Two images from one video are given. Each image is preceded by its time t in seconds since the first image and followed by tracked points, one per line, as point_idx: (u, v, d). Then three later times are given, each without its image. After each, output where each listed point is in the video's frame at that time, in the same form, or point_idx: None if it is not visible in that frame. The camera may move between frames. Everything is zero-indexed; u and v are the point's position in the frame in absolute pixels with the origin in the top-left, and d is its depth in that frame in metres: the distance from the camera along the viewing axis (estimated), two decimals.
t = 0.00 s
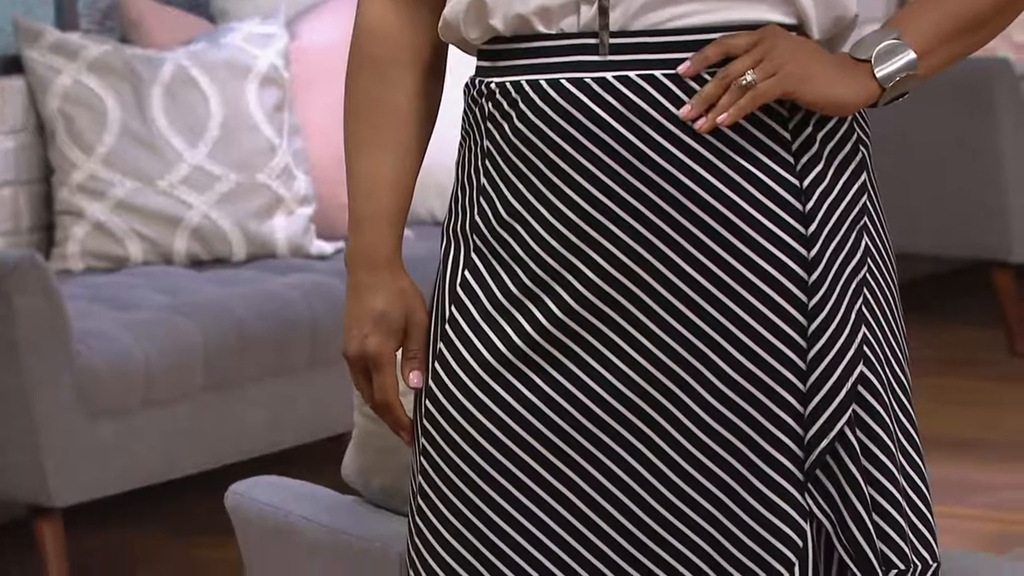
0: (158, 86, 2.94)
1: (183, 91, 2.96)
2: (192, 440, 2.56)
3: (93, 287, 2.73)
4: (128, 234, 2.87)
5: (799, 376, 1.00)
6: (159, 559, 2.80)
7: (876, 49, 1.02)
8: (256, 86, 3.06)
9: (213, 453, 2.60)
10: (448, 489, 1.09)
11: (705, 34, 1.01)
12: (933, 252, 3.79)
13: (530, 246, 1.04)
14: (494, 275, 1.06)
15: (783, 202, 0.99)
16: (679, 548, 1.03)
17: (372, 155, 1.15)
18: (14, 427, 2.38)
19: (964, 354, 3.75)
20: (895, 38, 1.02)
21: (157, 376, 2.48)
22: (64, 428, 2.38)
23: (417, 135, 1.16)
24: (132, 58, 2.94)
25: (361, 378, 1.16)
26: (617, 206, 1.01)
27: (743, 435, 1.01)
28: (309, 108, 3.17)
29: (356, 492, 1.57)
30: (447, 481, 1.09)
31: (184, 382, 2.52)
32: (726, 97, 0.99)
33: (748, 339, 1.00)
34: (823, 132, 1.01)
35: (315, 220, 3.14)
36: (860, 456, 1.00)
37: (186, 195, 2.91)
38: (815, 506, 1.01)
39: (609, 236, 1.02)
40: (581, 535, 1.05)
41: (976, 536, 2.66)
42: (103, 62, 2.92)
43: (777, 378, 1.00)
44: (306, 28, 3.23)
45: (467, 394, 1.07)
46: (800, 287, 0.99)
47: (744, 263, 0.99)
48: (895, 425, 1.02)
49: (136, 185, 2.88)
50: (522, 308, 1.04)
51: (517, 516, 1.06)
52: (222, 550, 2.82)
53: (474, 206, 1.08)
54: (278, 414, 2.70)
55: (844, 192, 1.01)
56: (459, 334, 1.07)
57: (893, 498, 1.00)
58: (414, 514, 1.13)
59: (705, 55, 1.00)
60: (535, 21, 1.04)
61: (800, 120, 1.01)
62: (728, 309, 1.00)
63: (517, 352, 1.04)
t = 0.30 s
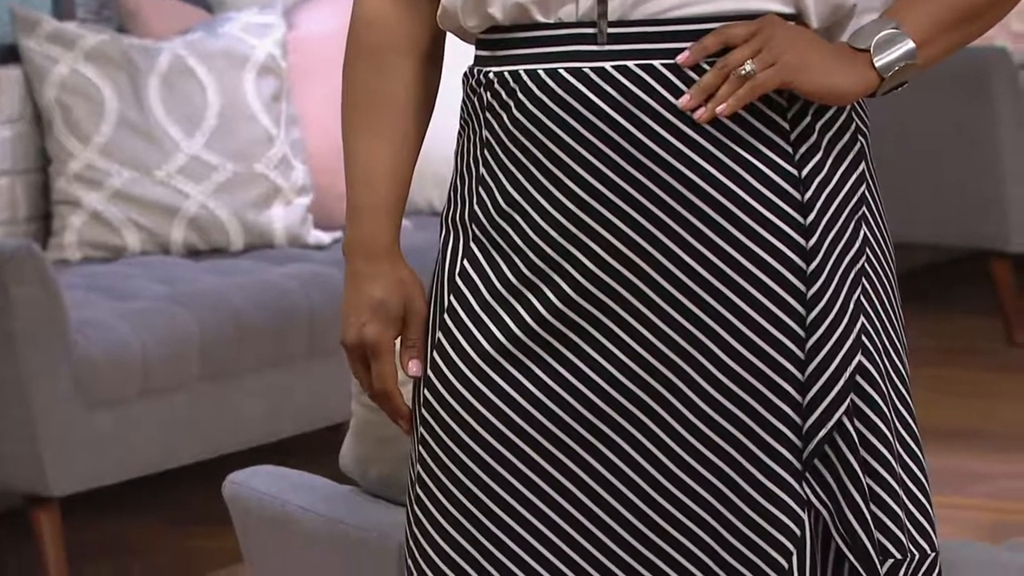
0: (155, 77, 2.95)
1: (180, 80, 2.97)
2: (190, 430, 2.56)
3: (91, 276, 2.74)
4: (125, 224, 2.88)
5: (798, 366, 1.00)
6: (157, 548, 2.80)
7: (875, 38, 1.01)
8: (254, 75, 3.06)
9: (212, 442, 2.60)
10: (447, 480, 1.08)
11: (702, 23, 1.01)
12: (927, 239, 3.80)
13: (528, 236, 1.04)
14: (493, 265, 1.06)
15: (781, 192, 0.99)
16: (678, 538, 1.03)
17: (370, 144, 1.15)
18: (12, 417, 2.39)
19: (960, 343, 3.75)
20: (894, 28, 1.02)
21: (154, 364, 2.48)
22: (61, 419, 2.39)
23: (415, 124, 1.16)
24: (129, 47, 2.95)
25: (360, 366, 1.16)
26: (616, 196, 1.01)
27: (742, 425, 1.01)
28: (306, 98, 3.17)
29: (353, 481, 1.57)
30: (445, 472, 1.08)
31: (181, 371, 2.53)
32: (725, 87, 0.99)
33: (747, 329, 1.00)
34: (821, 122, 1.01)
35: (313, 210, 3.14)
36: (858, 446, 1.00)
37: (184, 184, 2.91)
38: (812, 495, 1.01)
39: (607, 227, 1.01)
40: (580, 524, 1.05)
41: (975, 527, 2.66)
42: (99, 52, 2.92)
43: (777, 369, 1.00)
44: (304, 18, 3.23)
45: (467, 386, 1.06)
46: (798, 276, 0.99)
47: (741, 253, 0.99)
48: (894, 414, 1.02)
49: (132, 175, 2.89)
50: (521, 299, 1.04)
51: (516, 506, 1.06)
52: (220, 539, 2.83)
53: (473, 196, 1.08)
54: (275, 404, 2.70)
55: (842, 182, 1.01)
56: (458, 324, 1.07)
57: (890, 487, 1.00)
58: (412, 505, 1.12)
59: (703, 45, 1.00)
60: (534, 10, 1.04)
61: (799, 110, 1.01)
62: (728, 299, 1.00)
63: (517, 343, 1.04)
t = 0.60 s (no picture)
0: (153, 66, 2.95)
1: (177, 70, 2.97)
2: (186, 418, 2.57)
3: (86, 265, 2.75)
4: (123, 212, 2.88)
5: (802, 355, 1.00)
6: (154, 537, 2.81)
7: (878, 28, 1.02)
8: (251, 64, 3.06)
9: (208, 432, 2.61)
10: (451, 471, 1.08)
11: (702, 14, 1.01)
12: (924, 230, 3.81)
13: (532, 227, 1.03)
14: (495, 256, 1.05)
15: (785, 182, 0.99)
16: (683, 528, 1.03)
17: (370, 136, 1.15)
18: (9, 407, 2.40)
19: (956, 331, 3.76)
20: (897, 18, 1.03)
21: (154, 354, 2.51)
22: (59, 410, 2.40)
23: (417, 115, 1.16)
24: (127, 37, 2.96)
25: (362, 358, 1.15)
26: (619, 186, 1.01)
27: (746, 416, 1.01)
28: (304, 87, 3.17)
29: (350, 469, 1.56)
30: (448, 463, 1.08)
31: (180, 362, 2.55)
32: (729, 77, 0.99)
33: (752, 320, 1.00)
34: (824, 110, 1.01)
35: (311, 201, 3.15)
36: (863, 434, 1.01)
37: (182, 174, 2.91)
38: (818, 483, 1.02)
39: (611, 218, 1.01)
40: (583, 515, 1.05)
41: (971, 515, 2.66)
42: (97, 40, 2.94)
43: (781, 360, 1.00)
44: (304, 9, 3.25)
45: (470, 377, 1.06)
46: (804, 267, 0.99)
47: (746, 244, 0.99)
48: (896, 403, 1.02)
49: (130, 164, 2.89)
50: (526, 290, 1.03)
51: (519, 496, 1.06)
52: (218, 528, 2.83)
53: (476, 187, 1.08)
54: (272, 393, 2.71)
55: (846, 172, 1.01)
56: (463, 317, 1.06)
57: (897, 476, 1.01)
58: (417, 493, 1.12)
59: (707, 36, 1.00)
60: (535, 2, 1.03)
61: (802, 99, 1.01)
62: (733, 290, 1.00)
63: (521, 334, 1.04)
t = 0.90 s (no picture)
0: (150, 54, 2.96)
1: (174, 58, 2.98)
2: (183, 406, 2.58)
3: (86, 254, 2.77)
4: (120, 201, 2.90)
5: (804, 344, 1.00)
6: (153, 524, 2.81)
7: (879, 17, 1.03)
8: (247, 53, 3.06)
9: (205, 421, 2.62)
10: (453, 461, 1.08)
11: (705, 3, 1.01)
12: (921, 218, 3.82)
13: (535, 218, 1.03)
14: (496, 246, 1.05)
15: (787, 172, 1.00)
16: (685, 516, 1.03)
17: (369, 126, 1.14)
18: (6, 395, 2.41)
19: (952, 319, 3.77)
20: (898, 7, 1.04)
21: (151, 343, 2.54)
22: (56, 398, 2.41)
23: (417, 104, 1.15)
24: (124, 25, 2.97)
25: (364, 348, 1.14)
26: (621, 175, 1.01)
27: (749, 406, 1.01)
28: (300, 76, 3.17)
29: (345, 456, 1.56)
30: (449, 451, 1.08)
31: (179, 349, 2.58)
32: (732, 66, 0.99)
33: (753, 309, 1.00)
34: (826, 99, 1.02)
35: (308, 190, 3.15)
36: (865, 422, 1.01)
37: (178, 162, 2.93)
38: (820, 472, 1.02)
39: (613, 208, 1.01)
40: (585, 504, 1.05)
41: (972, 503, 2.66)
42: (94, 29, 2.95)
43: (783, 349, 1.00)
44: None
45: (473, 367, 1.05)
46: (807, 256, 1.00)
47: (748, 233, 1.00)
48: (899, 391, 1.03)
49: (127, 152, 2.91)
50: (527, 280, 1.03)
51: (523, 486, 1.06)
52: (215, 515, 2.84)
53: (478, 177, 1.07)
54: (269, 381, 2.72)
55: (848, 160, 1.01)
56: (466, 310, 1.06)
57: (899, 464, 1.02)
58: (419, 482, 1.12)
59: (709, 25, 1.00)
60: None
61: (804, 88, 1.01)
62: (735, 279, 1.00)
63: (522, 323, 1.03)
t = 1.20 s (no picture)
0: (147, 41, 2.97)
1: (171, 45, 2.99)
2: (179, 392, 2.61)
3: (82, 241, 2.78)
4: (117, 189, 2.91)
5: (803, 333, 1.00)
6: (150, 510, 2.82)
7: (880, 5, 1.04)
8: (245, 41, 3.07)
9: (200, 409, 2.65)
10: (450, 447, 1.07)
11: None
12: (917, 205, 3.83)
13: (531, 205, 1.03)
14: (494, 233, 1.05)
15: (786, 160, 1.00)
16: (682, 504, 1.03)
17: (369, 114, 1.14)
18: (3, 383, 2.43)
19: (949, 306, 3.77)
20: None
21: (147, 329, 2.55)
22: (54, 384, 2.43)
23: (417, 93, 1.15)
24: (120, 13, 2.98)
25: (362, 336, 1.15)
26: (619, 162, 1.01)
27: (746, 394, 1.01)
28: (298, 65, 3.17)
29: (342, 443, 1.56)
30: (447, 438, 1.07)
31: (175, 337, 2.59)
32: (732, 55, 0.99)
33: (753, 297, 1.00)
34: (825, 88, 1.02)
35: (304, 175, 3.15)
36: (862, 410, 1.01)
37: (176, 150, 2.93)
38: (818, 460, 1.02)
39: (611, 195, 1.01)
40: (585, 493, 1.04)
41: (969, 490, 2.67)
42: (91, 16, 2.96)
43: (781, 336, 1.00)
44: None
45: (470, 354, 1.05)
46: (805, 245, 1.00)
47: (747, 221, 1.00)
48: (896, 378, 1.03)
49: (123, 140, 2.92)
50: (524, 267, 1.03)
51: (522, 474, 1.05)
52: (212, 501, 2.85)
53: (476, 164, 1.07)
54: (264, 367, 2.74)
55: (846, 148, 1.02)
56: (469, 302, 1.05)
57: (896, 452, 1.02)
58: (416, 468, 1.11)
59: (710, 13, 1.00)
60: None
61: (803, 76, 1.01)
62: (733, 267, 1.00)
63: (519, 310, 1.03)
